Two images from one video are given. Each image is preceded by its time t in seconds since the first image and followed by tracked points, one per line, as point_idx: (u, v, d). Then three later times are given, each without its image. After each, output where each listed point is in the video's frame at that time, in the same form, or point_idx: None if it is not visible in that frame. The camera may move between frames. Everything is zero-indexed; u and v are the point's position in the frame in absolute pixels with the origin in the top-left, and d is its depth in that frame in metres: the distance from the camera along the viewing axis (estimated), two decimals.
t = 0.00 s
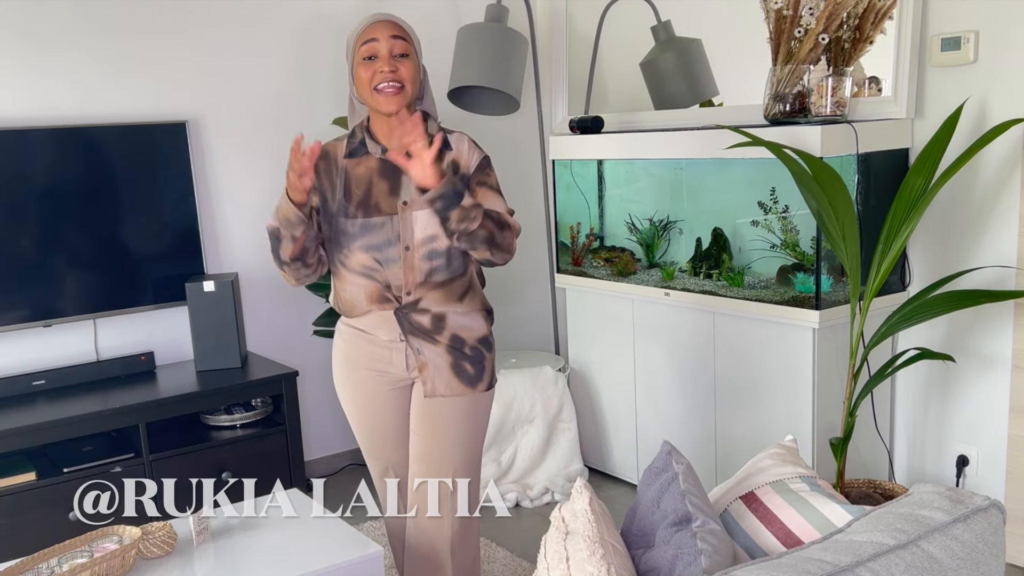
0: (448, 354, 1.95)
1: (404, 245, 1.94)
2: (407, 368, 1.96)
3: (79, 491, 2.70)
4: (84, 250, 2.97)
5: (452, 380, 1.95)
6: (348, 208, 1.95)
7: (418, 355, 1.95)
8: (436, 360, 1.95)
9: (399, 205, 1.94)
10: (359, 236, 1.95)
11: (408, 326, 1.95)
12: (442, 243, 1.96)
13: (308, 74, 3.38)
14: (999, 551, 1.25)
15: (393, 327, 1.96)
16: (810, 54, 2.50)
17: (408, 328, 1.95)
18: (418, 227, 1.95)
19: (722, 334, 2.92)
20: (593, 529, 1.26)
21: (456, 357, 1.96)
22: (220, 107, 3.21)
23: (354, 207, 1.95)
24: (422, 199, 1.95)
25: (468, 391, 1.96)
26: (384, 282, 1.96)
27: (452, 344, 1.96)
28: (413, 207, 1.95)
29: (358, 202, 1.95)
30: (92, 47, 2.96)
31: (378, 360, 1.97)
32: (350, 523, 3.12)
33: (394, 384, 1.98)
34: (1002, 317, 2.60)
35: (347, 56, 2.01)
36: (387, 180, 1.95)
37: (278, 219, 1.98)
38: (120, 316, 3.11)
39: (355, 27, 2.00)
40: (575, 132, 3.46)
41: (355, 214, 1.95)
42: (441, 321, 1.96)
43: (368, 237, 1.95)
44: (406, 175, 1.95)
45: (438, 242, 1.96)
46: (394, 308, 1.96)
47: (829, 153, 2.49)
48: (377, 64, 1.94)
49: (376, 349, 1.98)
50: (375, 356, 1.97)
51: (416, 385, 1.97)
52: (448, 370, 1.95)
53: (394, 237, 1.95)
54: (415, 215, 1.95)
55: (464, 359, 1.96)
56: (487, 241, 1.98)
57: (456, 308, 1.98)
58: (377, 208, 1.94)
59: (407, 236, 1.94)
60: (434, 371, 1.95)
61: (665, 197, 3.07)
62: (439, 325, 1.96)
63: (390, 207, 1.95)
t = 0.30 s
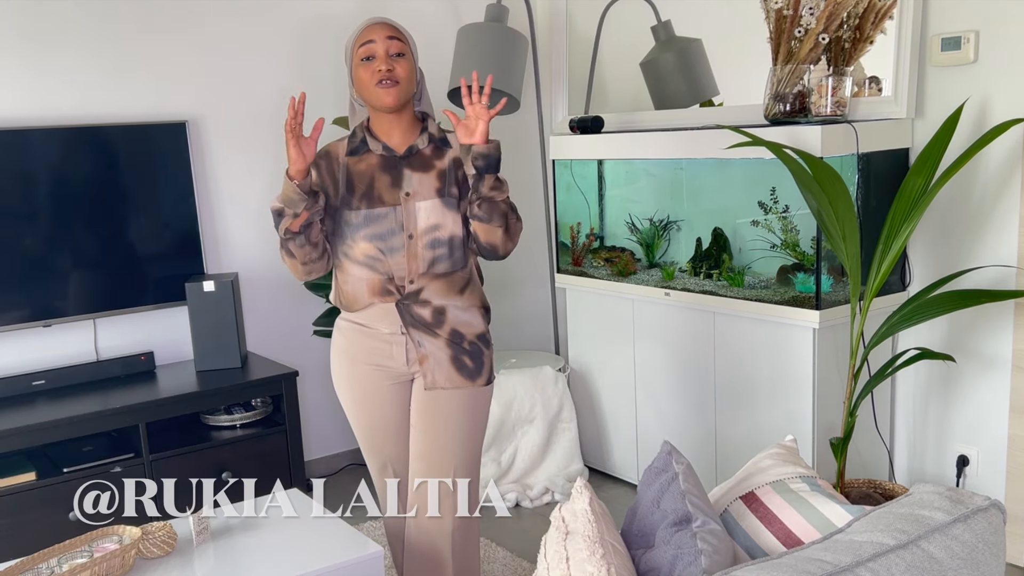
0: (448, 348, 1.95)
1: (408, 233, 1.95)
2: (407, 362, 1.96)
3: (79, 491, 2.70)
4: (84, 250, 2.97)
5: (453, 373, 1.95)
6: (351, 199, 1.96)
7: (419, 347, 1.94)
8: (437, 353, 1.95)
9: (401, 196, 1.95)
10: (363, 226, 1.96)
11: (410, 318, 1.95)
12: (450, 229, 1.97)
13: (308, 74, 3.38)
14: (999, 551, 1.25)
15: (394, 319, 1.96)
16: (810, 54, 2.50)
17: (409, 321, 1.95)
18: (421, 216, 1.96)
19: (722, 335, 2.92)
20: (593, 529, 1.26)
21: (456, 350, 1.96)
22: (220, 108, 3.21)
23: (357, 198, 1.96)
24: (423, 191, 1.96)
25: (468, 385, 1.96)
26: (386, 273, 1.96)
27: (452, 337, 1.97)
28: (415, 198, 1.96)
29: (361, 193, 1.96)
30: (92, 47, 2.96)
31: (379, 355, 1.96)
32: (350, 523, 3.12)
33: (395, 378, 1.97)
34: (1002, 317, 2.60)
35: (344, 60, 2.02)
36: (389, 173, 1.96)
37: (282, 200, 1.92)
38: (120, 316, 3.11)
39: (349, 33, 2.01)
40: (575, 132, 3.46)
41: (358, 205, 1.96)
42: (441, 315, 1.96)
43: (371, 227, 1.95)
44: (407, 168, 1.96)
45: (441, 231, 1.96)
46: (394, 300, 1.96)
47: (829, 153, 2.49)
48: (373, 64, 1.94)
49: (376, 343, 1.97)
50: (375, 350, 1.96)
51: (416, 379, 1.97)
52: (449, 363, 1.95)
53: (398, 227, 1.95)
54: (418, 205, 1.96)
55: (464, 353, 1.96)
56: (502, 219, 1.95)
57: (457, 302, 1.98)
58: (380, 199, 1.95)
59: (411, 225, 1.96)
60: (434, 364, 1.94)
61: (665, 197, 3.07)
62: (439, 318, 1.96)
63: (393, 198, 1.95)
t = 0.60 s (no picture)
0: (448, 343, 1.96)
1: (410, 227, 1.96)
2: (408, 358, 1.96)
3: (79, 491, 2.70)
4: (85, 249, 2.97)
5: (453, 368, 1.96)
6: (353, 195, 1.97)
7: (420, 342, 1.95)
8: (437, 348, 1.95)
9: (403, 192, 1.96)
10: (365, 221, 1.96)
11: (411, 313, 1.96)
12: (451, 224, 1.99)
13: (308, 74, 3.38)
14: (999, 551, 1.25)
15: (395, 314, 1.96)
16: (810, 54, 2.50)
17: (410, 316, 1.96)
18: (423, 212, 1.97)
19: (721, 334, 2.92)
20: (593, 529, 1.26)
21: (455, 345, 1.97)
22: (220, 108, 3.21)
23: (359, 194, 1.97)
24: (425, 188, 1.97)
25: (468, 379, 1.97)
26: (389, 268, 1.97)
27: (452, 333, 1.98)
28: (417, 194, 1.97)
29: (363, 189, 1.97)
30: (92, 47, 2.96)
31: (379, 351, 1.96)
32: (350, 523, 3.12)
33: (395, 375, 1.97)
34: (1002, 317, 2.60)
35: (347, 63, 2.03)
36: (390, 170, 1.97)
37: (289, 196, 1.92)
38: (120, 316, 3.11)
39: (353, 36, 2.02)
40: (575, 132, 3.46)
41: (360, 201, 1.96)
42: (442, 310, 1.98)
43: (373, 223, 1.96)
44: (409, 165, 1.97)
45: (442, 226, 1.98)
46: (397, 295, 1.97)
47: (829, 152, 2.49)
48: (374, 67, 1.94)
49: (377, 339, 1.97)
50: (376, 346, 1.96)
51: (416, 376, 1.97)
52: (449, 358, 1.96)
53: (400, 221, 1.96)
54: (419, 201, 1.97)
55: (463, 349, 1.97)
56: (501, 211, 1.95)
57: (457, 298, 2.00)
58: (382, 194, 1.96)
59: (413, 219, 1.97)
60: (435, 358, 1.95)
61: (665, 196, 3.07)
62: (440, 314, 1.97)
63: (395, 195, 1.97)
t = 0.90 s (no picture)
0: (446, 342, 1.96)
1: (408, 227, 1.96)
2: (406, 357, 1.96)
3: (79, 491, 2.70)
4: (85, 249, 2.97)
5: (451, 366, 1.96)
6: (352, 196, 1.97)
7: (417, 341, 1.95)
8: (435, 347, 1.96)
9: (401, 192, 1.96)
10: (363, 220, 1.96)
11: (409, 313, 1.96)
12: (449, 225, 1.98)
13: (308, 75, 3.38)
14: (999, 551, 1.26)
15: (394, 313, 1.96)
16: (810, 54, 2.50)
17: (408, 315, 1.96)
18: (421, 212, 1.97)
19: (722, 334, 2.92)
20: (593, 529, 1.26)
21: (453, 344, 1.97)
22: (220, 108, 3.21)
23: (358, 195, 1.97)
24: (423, 188, 1.97)
25: (466, 378, 1.97)
26: (387, 268, 1.97)
27: (450, 332, 1.97)
28: (415, 194, 1.97)
29: (362, 189, 1.97)
30: (92, 47, 2.96)
31: (378, 350, 1.96)
32: (350, 523, 3.12)
33: (394, 374, 1.97)
34: (1002, 317, 2.61)
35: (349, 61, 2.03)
36: (389, 171, 1.97)
37: (289, 196, 1.92)
38: (120, 316, 3.11)
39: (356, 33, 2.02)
40: (575, 132, 3.46)
41: (359, 200, 1.97)
42: (440, 310, 1.98)
43: (371, 222, 1.96)
44: (407, 166, 1.97)
45: (440, 227, 1.97)
46: (395, 295, 1.97)
47: (829, 152, 2.49)
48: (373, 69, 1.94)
49: (375, 338, 1.97)
50: (374, 345, 1.96)
51: (414, 375, 1.97)
52: (447, 357, 1.96)
53: (398, 221, 1.96)
54: (418, 201, 1.97)
55: (461, 348, 1.97)
56: (499, 215, 1.95)
57: (455, 298, 2.00)
58: (380, 195, 1.96)
59: (411, 220, 1.97)
60: (433, 357, 1.95)
61: (665, 196, 3.07)
62: (438, 313, 1.97)
63: (393, 195, 1.97)
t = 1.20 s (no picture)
0: (441, 343, 1.96)
1: (403, 231, 1.95)
2: (402, 358, 1.96)
3: (79, 491, 2.70)
4: (86, 249, 2.97)
5: (446, 368, 1.95)
6: (348, 198, 1.96)
7: (412, 343, 1.95)
8: (430, 348, 1.95)
9: (397, 195, 1.95)
10: (358, 224, 1.95)
11: (404, 315, 1.96)
12: (443, 232, 1.97)
13: (309, 75, 3.38)
14: (999, 551, 1.26)
15: (389, 315, 1.96)
16: (810, 54, 2.50)
17: (404, 317, 1.96)
18: (417, 215, 1.96)
19: (721, 334, 2.92)
20: (593, 529, 1.26)
21: (449, 345, 1.97)
22: (220, 108, 3.21)
23: (353, 197, 1.95)
24: (419, 191, 1.96)
25: (461, 380, 1.96)
26: (381, 271, 1.96)
27: (445, 333, 1.97)
28: (410, 197, 1.96)
29: (358, 191, 1.95)
30: (92, 47, 2.96)
31: (375, 351, 1.97)
32: (350, 523, 3.13)
33: (390, 375, 1.97)
34: (1002, 317, 2.61)
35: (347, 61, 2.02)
36: (385, 172, 1.95)
37: (281, 212, 1.95)
38: (120, 316, 3.11)
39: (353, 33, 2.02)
40: (575, 132, 3.46)
41: (353, 203, 1.95)
42: (435, 311, 1.97)
43: (366, 225, 1.95)
44: (404, 168, 1.96)
45: (436, 230, 1.96)
46: (390, 297, 1.96)
47: (829, 152, 2.49)
48: (372, 70, 1.94)
49: (372, 339, 1.97)
50: (371, 346, 1.97)
51: (411, 376, 1.97)
52: (442, 358, 1.95)
53: (393, 224, 1.95)
54: (413, 205, 1.96)
55: (457, 349, 1.97)
56: (499, 231, 1.98)
57: (451, 301, 1.99)
58: (376, 197, 1.95)
59: (406, 223, 1.96)
60: (428, 359, 1.95)
61: (665, 196, 3.07)
62: (433, 315, 1.97)
63: (389, 197, 1.95)
